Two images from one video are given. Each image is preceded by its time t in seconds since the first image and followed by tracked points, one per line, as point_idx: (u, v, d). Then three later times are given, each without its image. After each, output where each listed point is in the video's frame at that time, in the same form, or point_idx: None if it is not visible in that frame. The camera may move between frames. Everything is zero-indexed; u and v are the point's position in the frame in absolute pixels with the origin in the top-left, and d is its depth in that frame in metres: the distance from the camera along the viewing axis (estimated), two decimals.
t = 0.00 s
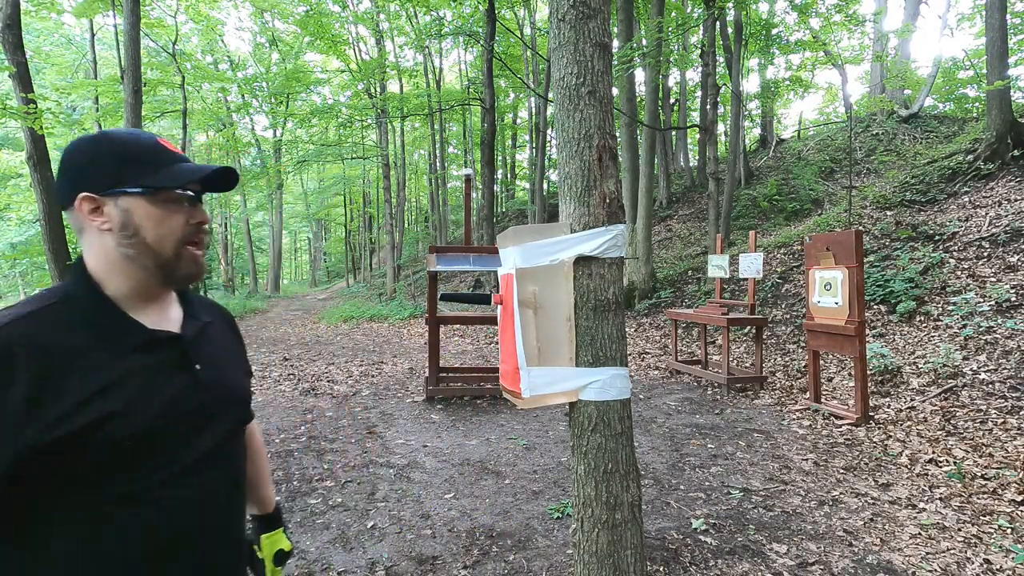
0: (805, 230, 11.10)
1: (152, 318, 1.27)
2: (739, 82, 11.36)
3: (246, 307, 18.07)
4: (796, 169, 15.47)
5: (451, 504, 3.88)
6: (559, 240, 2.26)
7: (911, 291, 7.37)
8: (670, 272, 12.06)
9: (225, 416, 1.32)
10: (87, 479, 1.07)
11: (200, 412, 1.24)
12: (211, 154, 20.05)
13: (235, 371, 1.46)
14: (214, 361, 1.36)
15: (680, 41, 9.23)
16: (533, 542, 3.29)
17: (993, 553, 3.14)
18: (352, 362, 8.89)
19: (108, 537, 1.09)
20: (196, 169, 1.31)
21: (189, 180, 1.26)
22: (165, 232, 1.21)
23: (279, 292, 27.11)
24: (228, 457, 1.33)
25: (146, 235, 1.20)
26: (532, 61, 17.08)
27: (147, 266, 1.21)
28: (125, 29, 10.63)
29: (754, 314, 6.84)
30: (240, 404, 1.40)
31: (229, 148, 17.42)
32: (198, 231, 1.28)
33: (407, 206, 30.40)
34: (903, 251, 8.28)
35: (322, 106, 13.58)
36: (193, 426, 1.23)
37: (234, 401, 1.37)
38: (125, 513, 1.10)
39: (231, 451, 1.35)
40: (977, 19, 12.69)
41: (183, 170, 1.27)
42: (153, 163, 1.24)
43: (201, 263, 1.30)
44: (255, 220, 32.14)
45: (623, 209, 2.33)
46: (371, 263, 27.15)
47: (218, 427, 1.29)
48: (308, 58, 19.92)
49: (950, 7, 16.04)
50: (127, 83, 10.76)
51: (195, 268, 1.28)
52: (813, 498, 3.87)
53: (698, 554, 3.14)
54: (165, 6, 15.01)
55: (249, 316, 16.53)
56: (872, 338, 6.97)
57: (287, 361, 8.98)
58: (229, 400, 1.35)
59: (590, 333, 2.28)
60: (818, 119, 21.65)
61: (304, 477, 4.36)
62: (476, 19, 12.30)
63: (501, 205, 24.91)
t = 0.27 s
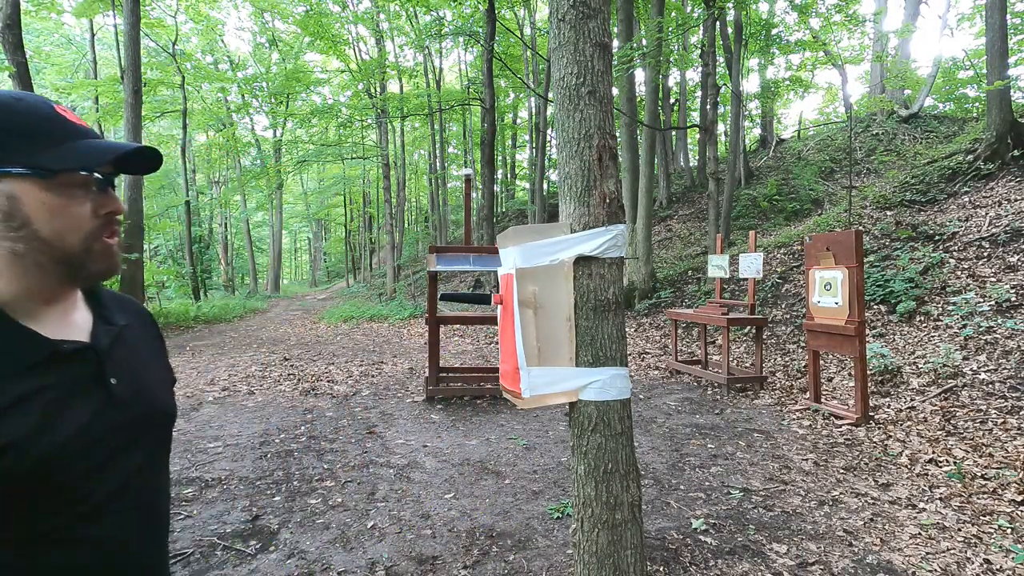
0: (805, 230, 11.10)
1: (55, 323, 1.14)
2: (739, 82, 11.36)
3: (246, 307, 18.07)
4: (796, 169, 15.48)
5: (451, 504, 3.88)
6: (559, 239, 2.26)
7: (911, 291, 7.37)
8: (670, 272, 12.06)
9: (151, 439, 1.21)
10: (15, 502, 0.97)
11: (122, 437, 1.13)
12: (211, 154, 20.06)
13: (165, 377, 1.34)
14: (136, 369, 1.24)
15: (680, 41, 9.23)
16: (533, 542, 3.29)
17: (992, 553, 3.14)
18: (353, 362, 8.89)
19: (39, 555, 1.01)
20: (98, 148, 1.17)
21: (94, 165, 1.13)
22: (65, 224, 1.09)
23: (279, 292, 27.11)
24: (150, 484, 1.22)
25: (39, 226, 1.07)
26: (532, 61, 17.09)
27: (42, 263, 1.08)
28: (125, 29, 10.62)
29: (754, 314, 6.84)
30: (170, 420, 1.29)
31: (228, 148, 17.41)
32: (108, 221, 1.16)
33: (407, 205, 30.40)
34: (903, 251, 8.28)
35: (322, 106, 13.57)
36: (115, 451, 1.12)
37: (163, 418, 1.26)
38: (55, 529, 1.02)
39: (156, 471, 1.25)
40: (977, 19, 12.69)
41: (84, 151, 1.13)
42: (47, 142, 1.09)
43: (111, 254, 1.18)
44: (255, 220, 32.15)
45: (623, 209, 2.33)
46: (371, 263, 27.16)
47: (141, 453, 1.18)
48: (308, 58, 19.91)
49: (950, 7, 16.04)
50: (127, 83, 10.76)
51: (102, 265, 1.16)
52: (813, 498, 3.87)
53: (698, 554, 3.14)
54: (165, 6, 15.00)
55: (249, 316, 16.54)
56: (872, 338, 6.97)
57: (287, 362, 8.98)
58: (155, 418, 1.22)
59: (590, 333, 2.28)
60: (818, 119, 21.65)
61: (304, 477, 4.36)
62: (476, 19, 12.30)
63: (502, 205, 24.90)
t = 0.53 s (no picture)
0: (805, 230, 11.10)
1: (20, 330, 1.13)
2: (739, 82, 11.36)
3: (246, 306, 18.07)
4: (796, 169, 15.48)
5: (451, 504, 3.88)
6: (559, 239, 2.25)
7: (911, 291, 7.37)
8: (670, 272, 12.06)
9: (132, 441, 1.22)
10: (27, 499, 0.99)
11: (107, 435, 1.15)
12: (211, 154, 20.05)
13: (137, 380, 1.34)
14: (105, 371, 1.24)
15: (680, 41, 9.22)
16: (533, 542, 3.29)
17: (993, 553, 3.14)
18: (353, 362, 8.89)
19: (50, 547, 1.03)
20: (68, 144, 1.13)
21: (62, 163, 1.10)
22: (37, 226, 1.06)
23: (279, 292, 27.11)
24: (135, 495, 1.23)
25: (10, 230, 1.03)
26: (532, 61, 17.09)
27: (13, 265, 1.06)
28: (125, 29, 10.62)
29: (754, 314, 6.84)
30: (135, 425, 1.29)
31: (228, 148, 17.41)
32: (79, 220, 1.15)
33: (407, 205, 30.41)
34: (903, 251, 8.28)
35: (322, 106, 13.56)
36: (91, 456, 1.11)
37: (141, 426, 1.26)
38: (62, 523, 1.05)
39: (138, 479, 1.26)
40: (977, 19, 12.70)
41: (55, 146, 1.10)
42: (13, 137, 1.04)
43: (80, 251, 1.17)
44: (255, 220, 32.14)
45: (623, 209, 2.33)
46: (371, 263, 27.17)
47: (123, 464, 1.18)
48: (308, 58, 19.91)
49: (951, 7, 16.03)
50: (127, 83, 10.76)
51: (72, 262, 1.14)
52: (813, 498, 3.87)
53: (698, 554, 3.14)
54: (165, 6, 15.01)
55: (250, 316, 16.54)
56: (872, 338, 6.96)
57: (287, 362, 8.98)
58: (135, 428, 1.23)
59: (590, 333, 2.28)
60: (818, 119, 21.65)
61: (304, 477, 4.36)
62: (475, 19, 12.29)
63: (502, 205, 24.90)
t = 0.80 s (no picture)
0: (805, 230, 11.10)
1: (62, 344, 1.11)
2: (739, 82, 11.35)
3: (246, 306, 18.08)
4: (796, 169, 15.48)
5: (451, 504, 3.88)
6: (559, 240, 2.25)
7: (911, 291, 7.37)
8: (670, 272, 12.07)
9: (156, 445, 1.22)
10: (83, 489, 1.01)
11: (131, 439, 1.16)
12: (211, 155, 20.04)
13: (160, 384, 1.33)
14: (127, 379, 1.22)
15: (680, 41, 9.21)
16: (533, 542, 3.29)
17: (992, 553, 3.14)
18: (353, 362, 8.89)
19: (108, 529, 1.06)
20: (118, 153, 1.10)
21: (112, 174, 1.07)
22: (90, 238, 1.04)
23: (279, 292, 27.10)
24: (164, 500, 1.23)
25: (63, 240, 1.01)
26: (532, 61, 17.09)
27: (64, 278, 1.03)
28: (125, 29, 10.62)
29: (754, 313, 6.84)
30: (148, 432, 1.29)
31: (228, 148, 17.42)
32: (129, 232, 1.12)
33: (407, 205, 30.41)
34: (903, 251, 8.28)
35: (322, 106, 13.56)
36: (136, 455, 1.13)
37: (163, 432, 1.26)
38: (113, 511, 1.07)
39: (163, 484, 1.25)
40: (977, 20, 12.70)
41: (109, 159, 1.08)
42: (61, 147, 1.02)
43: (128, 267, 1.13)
44: (255, 220, 32.14)
45: (623, 210, 2.33)
46: (371, 263, 27.17)
47: (155, 469, 1.19)
48: (308, 58, 19.91)
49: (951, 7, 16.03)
50: (127, 83, 10.76)
51: (121, 277, 1.11)
52: (813, 498, 3.87)
53: (698, 554, 3.14)
54: (165, 6, 15.02)
55: (250, 316, 16.54)
56: (872, 338, 6.97)
57: (287, 362, 8.98)
58: (159, 431, 1.22)
59: (590, 333, 2.28)
60: (817, 119, 21.66)
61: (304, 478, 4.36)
62: (476, 19, 12.29)
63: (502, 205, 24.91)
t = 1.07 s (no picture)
0: (805, 230, 11.10)
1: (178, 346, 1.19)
2: (739, 82, 11.35)
3: (246, 306, 18.07)
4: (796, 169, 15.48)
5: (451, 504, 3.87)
6: (560, 239, 2.25)
7: (911, 291, 7.37)
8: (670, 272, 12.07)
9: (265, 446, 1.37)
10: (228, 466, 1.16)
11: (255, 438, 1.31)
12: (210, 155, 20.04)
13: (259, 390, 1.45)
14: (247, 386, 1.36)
15: (680, 41, 9.20)
16: (533, 543, 3.28)
17: (993, 553, 3.14)
18: (352, 362, 8.89)
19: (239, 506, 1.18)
20: (247, 186, 1.18)
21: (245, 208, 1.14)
22: (223, 259, 1.11)
23: (279, 292, 27.09)
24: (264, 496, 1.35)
25: (202, 263, 1.08)
26: (532, 61, 17.08)
27: (198, 296, 1.11)
28: (125, 29, 10.62)
29: (754, 313, 6.84)
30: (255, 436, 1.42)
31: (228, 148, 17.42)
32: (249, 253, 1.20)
33: (407, 205, 30.40)
34: (903, 251, 8.28)
35: (322, 106, 13.56)
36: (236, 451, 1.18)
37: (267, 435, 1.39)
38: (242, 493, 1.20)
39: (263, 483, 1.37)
40: (977, 20, 12.69)
41: (242, 191, 1.15)
42: (203, 178, 1.07)
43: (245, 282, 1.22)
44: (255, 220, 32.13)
45: (623, 209, 2.33)
46: (371, 264, 27.18)
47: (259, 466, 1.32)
48: (308, 58, 19.91)
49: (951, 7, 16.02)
50: (127, 83, 10.76)
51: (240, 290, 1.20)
52: (813, 498, 3.87)
53: (698, 554, 3.14)
54: (165, 6, 15.02)
55: (249, 316, 16.54)
56: (872, 338, 6.97)
57: (287, 362, 8.98)
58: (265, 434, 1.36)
59: (590, 333, 2.28)
60: (817, 119, 21.66)
61: (303, 478, 4.36)
62: (476, 19, 12.29)
63: (502, 205, 24.92)
